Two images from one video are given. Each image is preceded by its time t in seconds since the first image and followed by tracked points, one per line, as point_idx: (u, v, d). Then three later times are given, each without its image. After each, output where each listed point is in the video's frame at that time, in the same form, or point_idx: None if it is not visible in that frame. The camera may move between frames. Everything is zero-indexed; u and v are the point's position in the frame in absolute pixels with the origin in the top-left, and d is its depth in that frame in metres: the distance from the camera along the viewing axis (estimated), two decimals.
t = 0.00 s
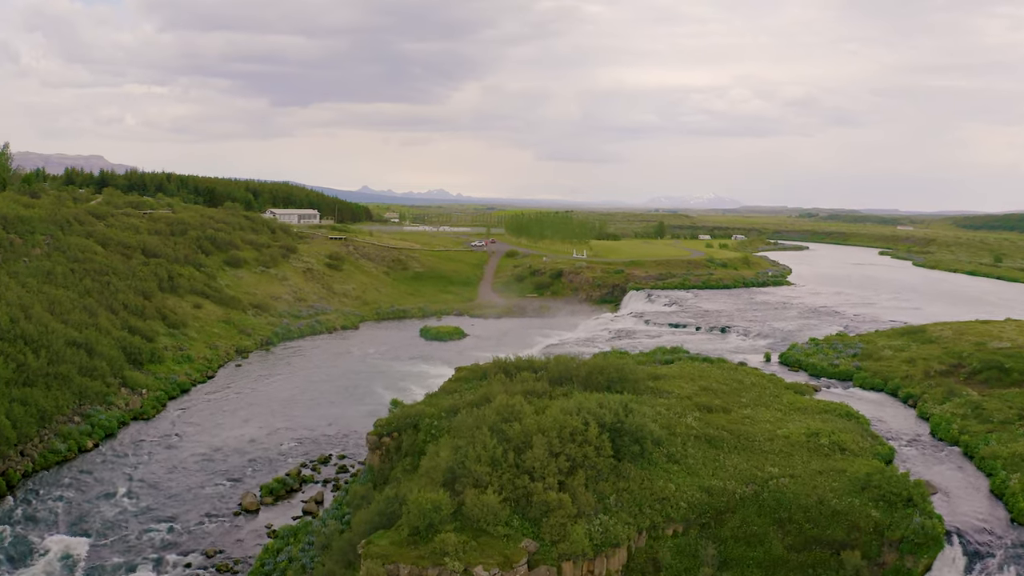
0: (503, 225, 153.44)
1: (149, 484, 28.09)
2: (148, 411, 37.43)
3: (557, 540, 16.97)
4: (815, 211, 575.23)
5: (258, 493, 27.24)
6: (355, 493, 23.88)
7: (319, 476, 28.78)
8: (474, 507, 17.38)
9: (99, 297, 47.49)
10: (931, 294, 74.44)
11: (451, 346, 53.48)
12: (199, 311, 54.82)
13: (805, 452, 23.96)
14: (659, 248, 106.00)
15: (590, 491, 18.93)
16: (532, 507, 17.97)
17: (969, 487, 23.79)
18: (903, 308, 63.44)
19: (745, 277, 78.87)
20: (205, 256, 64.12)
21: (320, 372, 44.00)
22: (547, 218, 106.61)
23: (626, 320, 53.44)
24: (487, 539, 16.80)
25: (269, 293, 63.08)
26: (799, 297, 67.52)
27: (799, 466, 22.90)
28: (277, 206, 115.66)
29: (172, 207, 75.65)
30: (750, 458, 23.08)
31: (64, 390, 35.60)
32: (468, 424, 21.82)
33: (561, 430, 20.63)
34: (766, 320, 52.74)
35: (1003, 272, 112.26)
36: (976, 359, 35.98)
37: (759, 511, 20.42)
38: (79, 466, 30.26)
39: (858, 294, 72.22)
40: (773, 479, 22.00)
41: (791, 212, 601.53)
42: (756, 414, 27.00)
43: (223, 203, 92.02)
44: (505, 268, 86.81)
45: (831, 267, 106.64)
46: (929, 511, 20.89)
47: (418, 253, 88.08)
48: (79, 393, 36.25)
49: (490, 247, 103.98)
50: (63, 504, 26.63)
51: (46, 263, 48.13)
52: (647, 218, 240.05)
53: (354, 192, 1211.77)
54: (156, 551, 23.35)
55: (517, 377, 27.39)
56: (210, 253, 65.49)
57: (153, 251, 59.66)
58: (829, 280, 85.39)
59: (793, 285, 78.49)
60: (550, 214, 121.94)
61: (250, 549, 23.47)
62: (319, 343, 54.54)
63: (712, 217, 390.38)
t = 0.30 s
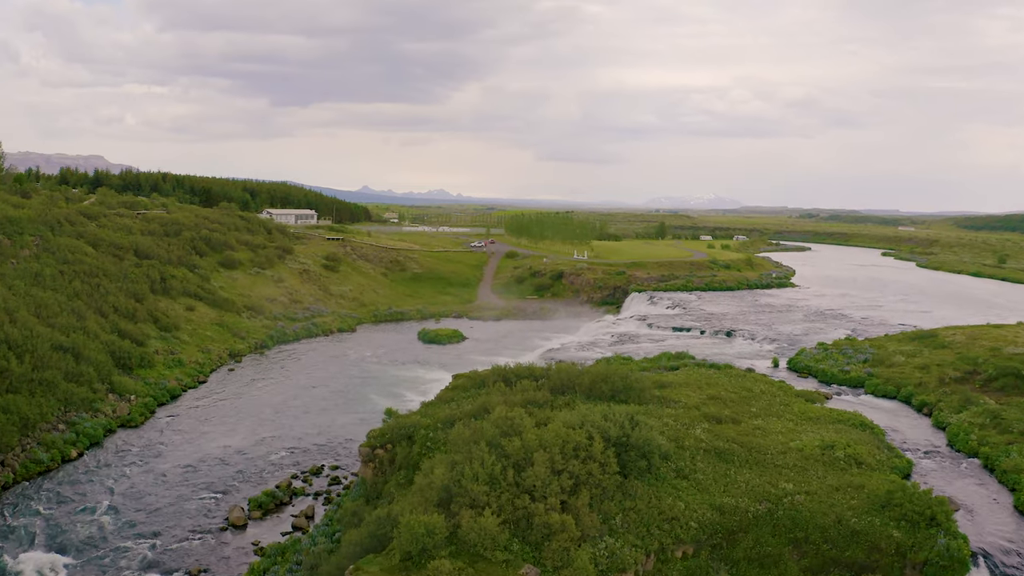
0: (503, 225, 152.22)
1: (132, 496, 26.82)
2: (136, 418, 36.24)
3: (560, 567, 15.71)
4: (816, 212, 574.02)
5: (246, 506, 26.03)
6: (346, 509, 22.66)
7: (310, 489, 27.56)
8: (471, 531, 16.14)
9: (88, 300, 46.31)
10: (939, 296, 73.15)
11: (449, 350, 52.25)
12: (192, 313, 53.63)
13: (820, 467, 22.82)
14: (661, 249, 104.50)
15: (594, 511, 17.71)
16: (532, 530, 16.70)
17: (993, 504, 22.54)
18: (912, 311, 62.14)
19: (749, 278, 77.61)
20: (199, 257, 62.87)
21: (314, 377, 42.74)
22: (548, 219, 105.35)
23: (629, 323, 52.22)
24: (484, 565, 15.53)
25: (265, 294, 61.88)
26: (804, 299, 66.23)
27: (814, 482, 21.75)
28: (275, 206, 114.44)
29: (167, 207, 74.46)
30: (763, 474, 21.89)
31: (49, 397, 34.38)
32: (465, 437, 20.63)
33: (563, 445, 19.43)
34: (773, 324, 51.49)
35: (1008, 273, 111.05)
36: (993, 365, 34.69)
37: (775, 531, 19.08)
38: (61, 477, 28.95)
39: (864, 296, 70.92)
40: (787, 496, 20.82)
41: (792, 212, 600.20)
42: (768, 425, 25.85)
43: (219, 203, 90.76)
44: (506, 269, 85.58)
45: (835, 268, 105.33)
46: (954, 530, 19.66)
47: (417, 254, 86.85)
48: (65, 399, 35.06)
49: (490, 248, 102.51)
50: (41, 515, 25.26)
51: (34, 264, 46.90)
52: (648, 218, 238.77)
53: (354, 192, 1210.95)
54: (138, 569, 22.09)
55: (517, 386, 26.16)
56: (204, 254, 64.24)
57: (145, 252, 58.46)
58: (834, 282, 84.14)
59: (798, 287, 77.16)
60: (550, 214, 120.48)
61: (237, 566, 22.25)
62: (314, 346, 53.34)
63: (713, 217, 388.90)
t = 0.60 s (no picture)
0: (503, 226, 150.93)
1: (115, 510, 25.48)
2: (123, 426, 35.02)
3: None
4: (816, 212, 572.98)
5: (234, 520, 24.85)
6: (337, 526, 21.44)
7: (303, 501, 26.34)
8: (468, 558, 14.83)
9: (77, 302, 45.10)
10: (946, 299, 71.94)
11: (448, 353, 51.04)
12: (185, 316, 52.45)
13: (837, 483, 21.68)
14: (663, 250, 103.16)
15: (599, 534, 16.48)
16: (533, 556, 15.39)
17: (1019, 521, 21.28)
18: (919, 314, 60.94)
19: (752, 280, 76.42)
20: (193, 258, 61.68)
21: (308, 382, 41.49)
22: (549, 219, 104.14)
23: (631, 326, 51.01)
24: None
25: (260, 296, 60.69)
26: (809, 301, 65.04)
27: (830, 499, 20.55)
28: (272, 207, 113.22)
29: (161, 207, 73.23)
30: (777, 490, 20.71)
31: (32, 404, 33.12)
32: (462, 452, 19.40)
33: (566, 461, 18.20)
34: (779, 327, 50.24)
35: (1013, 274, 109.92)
36: (1009, 372, 33.49)
37: (792, 551, 17.74)
38: (41, 488, 27.58)
39: (870, 298, 69.75)
40: (803, 514, 19.60)
41: (793, 212, 598.83)
42: (780, 437, 24.69)
43: (215, 203, 89.49)
44: (505, 270, 84.42)
45: (839, 269, 104.09)
46: (981, 552, 18.40)
47: (416, 255, 85.64)
48: (49, 406, 33.84)
49: (489, 249, 101.12)
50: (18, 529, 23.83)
51: (21, 265, 45.68)
52: (649, 218, 237.66)
53: (354, 192, 1210.03)
54: None
55: (517, 395, 24.97)
56: (199, 255, 63.05)
57: (138, 253, 57.28)
58: (838, 283, 82.95)
59: (802, 289, 75.95)
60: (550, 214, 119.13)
61: None
62: (310, 349, 52.13)
63: (714, 217, 387.25)
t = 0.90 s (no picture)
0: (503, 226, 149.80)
1: (95, 524, 24.19)
2: (109, 434, 33.80)
3: None
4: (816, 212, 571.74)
5: (220, 536, 23.61)
6: (326, 545, 20.19)
7: (293, 516, 25.11)
8: None
9: (65, 305, 43.92)
10: (953, 300, 70.73)
11: (446, 357, 49.83)
12: (177, 318, 51.25)
13: (855, 500, 20.49)
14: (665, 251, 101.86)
15: (606, 559, 15.16)
16: None
17: None
18: (927, 317, 59.73)
19: (756, 281, 75.23)
20: (187, 260, 60.50)
21: (301, 387, 40.24)
22: (548, 219, 102.93)
23: (634, 329, 49.78)
24: None
25: (255, 298, 59.50)
26: (815, 304, 63.85)
27: (849, 519, 19.32)
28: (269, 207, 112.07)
29: (155, 208, 72.06)
30: (792, 508, 19.52)
31: (14, 412, 31.87)
32: (459, 469, 18.15)
33: (570, 481, 16.88)
34: (785, 331, 49.01)
35: (1018, 275, 108.71)
36: None
37: None
38: (19, 500, 26.25)
39: (876, 300, 68.57)
40: (821, 535, 18.37)
41: (794, 212, 597.66)
42: (793, 449, 23.50)
43: (211, 203, 88.28)
44: (505, 271, 83.26)
45: (842, 270, 102.86)
46: None
47: (414, 256, 84.47)
48: (33, 414, 32.60)
49: (489, 250, 99.82)
50: None
51: (8, 267, 44.50)
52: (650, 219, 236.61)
53: (353, 192, 1208.84)
54: None
55: (517, 406, 23.77)
56: (192, 256, 61.89)
57: (130, 254, 56.12)
58: (842, 284, 81.74)
59: (806, 290, 74.75)
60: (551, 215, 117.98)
61: None
62: (305, 353, 50.93)
63: (714, 217, 386.10)
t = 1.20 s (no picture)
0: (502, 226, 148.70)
1: (75, 539, 22.91)
2: (95, 443, 32.56)
3: None
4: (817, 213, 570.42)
5: (206, 552, 22.35)
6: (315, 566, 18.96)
7: (282, 531, 23.84)
8: None
9: (52, 308, 42.76)
10: (960, 303, 69.57)
11: (444, 361, 48.65)
12: (169, 321, 50.09)
13: (876, 520, 19.34)
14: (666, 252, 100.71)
15: None
16: None
17: None
18: (936, 320, 58.51)
19: (759, 283, 74.04)
20: (180, 261, 59.34)
21: (294, 394, 39.00)
22: (548, 219, 101.77)
23: (637, 333, 48.56)
24: None
25: (249, 300, 58.34)
26: (820, 306, 62.66)
27: (870, 541, 18.11)
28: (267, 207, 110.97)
29: (149, 208, 70.93)
30: (809, 528, 18.34)
31: None
32: (454, 489, 16.92)
33: (573, 503, 15.62)
34: (792, 335, 47.81)
35: None
36: None
37: None
38: None
39: (882, 302, 67.37)
40: (842, 558, 17.10)
41: (795, 213, 596.39)
42: (808, 464, 22.34)
43: (207, 203, 87.11)
44: (505, 273, 82.10)
45: (846, 272, 101.69)
46: None
47: (413, 257, 83.32)
48: (16, 422, 31.33)
49: (488, 251, 98.64)
50: None
51: None
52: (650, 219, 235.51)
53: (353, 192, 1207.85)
54: None
55: (516, 417, 22.58)
56: (186, 258, 60.72)
57: (121, 255, 54.97)
58: (847, 286, 80.54)
59: (811, 292, 73.55)
60: (551, 215, 116.13)
61: None
62: (300, 357, 49.72)
63: (714, 217, 384.79)
